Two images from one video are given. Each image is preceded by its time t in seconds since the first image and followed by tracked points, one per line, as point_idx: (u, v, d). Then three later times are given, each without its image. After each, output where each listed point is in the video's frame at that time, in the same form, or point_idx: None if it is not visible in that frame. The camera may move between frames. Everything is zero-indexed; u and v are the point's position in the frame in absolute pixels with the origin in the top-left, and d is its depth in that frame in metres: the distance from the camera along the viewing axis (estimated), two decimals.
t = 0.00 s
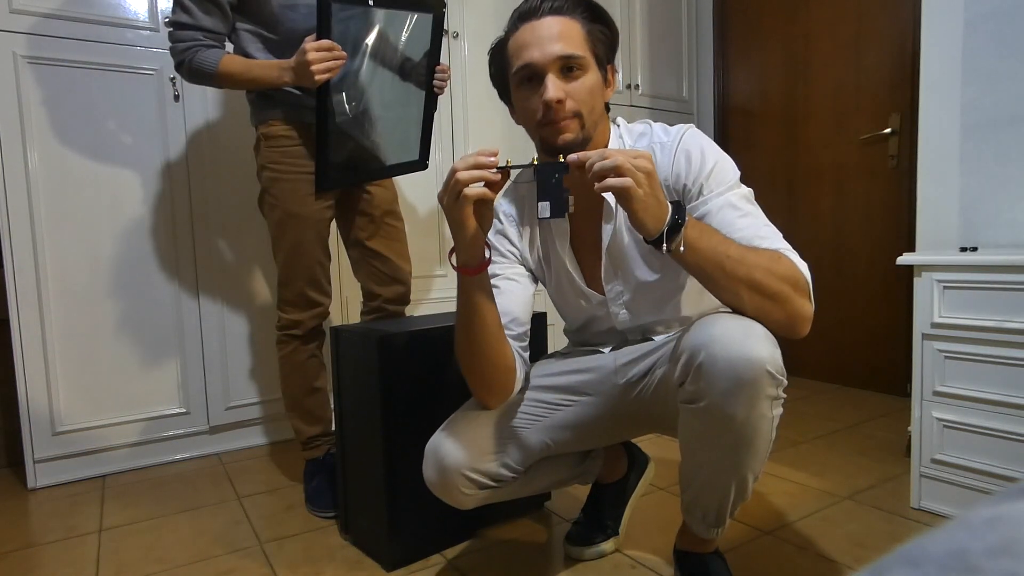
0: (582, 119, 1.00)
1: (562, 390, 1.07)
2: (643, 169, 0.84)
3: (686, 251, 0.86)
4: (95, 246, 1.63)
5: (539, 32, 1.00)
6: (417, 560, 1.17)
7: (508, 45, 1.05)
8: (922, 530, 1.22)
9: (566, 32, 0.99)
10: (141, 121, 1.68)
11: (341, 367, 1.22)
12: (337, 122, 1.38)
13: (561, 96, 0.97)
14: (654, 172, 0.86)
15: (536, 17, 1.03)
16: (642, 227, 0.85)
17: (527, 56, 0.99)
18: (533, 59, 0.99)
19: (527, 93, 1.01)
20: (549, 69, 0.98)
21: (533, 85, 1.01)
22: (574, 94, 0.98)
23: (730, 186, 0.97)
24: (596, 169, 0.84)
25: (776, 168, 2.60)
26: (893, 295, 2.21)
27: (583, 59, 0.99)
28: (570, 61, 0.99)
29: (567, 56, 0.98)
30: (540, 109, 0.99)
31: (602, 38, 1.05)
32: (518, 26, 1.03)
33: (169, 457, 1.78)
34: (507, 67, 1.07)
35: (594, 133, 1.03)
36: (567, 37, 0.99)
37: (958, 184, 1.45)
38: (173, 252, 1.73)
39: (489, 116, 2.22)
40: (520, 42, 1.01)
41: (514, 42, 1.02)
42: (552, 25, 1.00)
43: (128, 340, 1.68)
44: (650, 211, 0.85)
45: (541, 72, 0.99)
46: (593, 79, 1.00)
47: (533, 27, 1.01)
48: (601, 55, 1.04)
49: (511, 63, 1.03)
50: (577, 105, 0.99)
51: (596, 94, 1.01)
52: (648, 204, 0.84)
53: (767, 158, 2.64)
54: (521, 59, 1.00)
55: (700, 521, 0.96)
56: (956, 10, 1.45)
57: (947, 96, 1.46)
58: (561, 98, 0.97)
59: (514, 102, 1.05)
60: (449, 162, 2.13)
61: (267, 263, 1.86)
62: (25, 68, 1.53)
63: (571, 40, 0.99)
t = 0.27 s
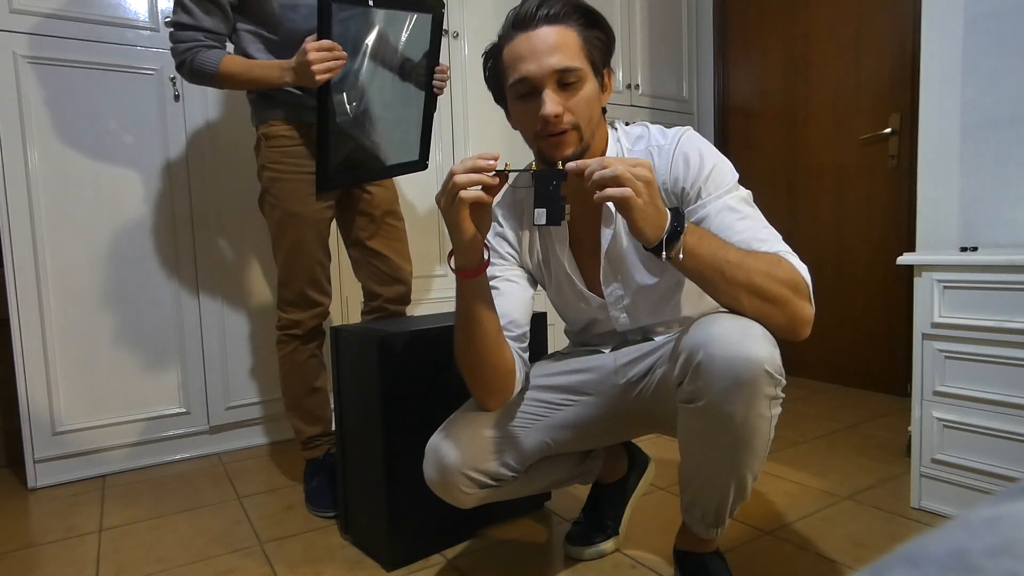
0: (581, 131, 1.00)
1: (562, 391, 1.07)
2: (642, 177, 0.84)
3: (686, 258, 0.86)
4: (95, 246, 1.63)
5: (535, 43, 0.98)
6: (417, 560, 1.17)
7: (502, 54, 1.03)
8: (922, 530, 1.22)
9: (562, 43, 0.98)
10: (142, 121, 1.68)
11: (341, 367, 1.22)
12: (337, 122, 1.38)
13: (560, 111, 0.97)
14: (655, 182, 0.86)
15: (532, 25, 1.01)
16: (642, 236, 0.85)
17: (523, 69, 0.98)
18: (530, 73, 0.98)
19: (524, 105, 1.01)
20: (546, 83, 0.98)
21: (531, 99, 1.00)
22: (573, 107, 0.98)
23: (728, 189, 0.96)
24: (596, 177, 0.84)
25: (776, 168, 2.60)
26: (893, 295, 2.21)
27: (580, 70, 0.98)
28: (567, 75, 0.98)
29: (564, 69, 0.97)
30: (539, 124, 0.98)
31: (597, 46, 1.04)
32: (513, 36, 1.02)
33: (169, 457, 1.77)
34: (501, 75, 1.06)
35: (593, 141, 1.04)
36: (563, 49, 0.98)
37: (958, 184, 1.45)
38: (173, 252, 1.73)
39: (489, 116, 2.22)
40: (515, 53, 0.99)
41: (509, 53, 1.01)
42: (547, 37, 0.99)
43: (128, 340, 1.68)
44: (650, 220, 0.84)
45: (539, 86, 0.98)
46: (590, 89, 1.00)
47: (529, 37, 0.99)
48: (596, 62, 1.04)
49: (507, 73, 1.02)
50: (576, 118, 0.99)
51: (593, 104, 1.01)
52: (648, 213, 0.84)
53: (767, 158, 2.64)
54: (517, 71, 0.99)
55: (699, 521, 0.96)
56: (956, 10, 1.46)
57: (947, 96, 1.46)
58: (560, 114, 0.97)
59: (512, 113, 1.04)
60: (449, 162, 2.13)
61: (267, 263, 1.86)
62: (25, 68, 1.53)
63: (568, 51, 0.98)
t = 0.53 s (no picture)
0: (581, 133, 1.01)
1: (563, 391, 1.07)
2: (642, 209, 0.81)
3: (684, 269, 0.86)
4: (95, 246, 1.63)
5: (536, 46, 0.98)
6: (417, 560, 1.17)
7: (503, 57, 1.03)
8: (922, 530, 1.22)
9: (563, 46, 0.98)
10: (142, 122, 1.68)
11: (341, 367, 1.22)
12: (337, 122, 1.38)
13: (561, 114, 0.97)
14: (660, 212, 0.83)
15: (533, 28, 1.01)
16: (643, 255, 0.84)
17: (524, 72, 0.98)
18: (532, 76, 0.98)
19: (525, 108, 1.01)
20: (547, 86, 0.97)
21: (532, 102, 1.00)
22: (574, 109, 0.98)
23: (728, 189, 0.96)
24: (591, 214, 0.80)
25: (776, 169, 2.60)
26: (893, 295, 2.21)
27: (581, 74, 0.98)
28: (568, 78, 0.98)
29: (565, 73, 0.97)
30: (540, 127, 0.98)
31: (598, 49, 1.04)
32: (514, 39, 1.02)
33: (169, 457, 1.77)
34: (502, 78, 1.06)
35: (593, 143, 1.04)
36: (564, 52, 0.98)
37: (958, 184, 1.45)
38: (173, 252, 1.73)
39: (489, 116, 2.22)
40: (516, 56, 0.99)
41: (510, 56, 1.01)
42: (549, 40, 0.99)
43: (128, 340, 1.68)
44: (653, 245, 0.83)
45: (540, 89, 0.98)
46: (591, 92, 1.00)
47: (530, 40, 0.99)
48: (597, 65, 1.04)
49: (508, 76, 1.02)
50: (577, 120, 0.99)
51: (594, 107, 1.01)
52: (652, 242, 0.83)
53: (767, 158, 2.64)
54: (518, 75, 0.99)
55: (699, 520, 0.96)
56: (956, 10, 1.46)
57: (947, 96, 1.46)
58: (562, 116, 0.97)
59: (512, 115, 1.04)
60: (449, 162, 2.13)
61: (267, 263, 1.86)
62: (25, 68, 1.53)
63: (569, 54, 0.98)
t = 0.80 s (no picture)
0: (580, 134, 1.00)
1: (562, 391, 1.07)
2: (651, 236, 0.81)
3: (691, 286, 0.87)
4: (95, 246, 1.63)
5: (535, 47, 0.98)
6: (417, 560, 1.17)
7: (502, 57, 1.03)
8: (922, 530, 1.22)
9: (562, 47, 0.98)
10: (141, 122, 1.68)
11: (341, 367, 1.22)
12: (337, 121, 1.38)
13: (560, 116, 0.97)
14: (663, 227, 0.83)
15: (532, 28, 1.01)
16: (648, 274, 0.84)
17: (523, 73, 0.98)
18: (530, 77, 0.98)
19: (523, 109, 1.01)
20: (546, 88, 0.98)
21: (530, 103, 1.00)
22: (572, 110, 0.98)
23: (728, 189, 0.96)
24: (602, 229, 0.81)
25: (776, 168, 2.60)
26: (893, 295, 2.21)
27: (580, 75, 0.98)
28: (567, 79, 0.98)
29: (564, 74, 0.97)
30: (538, 128, 0.98)
31: (597, 50, 1.04)
32: (512, 40, 1.02)
33: (169, 457, 1.77)
34: (501, 78, 1.06)
35: (592, 144, 1.04)
36: (563, 53, 0.98)
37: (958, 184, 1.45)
38: (173, 252, 1.73)
39: (488, 116, 2.22)
40: (515, 56, 0.99)
41: (509, 56, 1.00)
42: (548, 41, 0.99)
43: (128, 340, 1.68)
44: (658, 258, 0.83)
45: (538, 90, 0.98)
46: (590, 93, 1.00)
47: (529, 41, 0.99)
48: (596, 65, 1.04)
49: (506, 77, 1.02)
50: (576, 122, 0.99)
51: (593, 108, 1.01)
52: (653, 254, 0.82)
53: (767, 158, 2.64)
54: (517, 75, 0.99)
55: (699, 520, 0.96)
56: (956, 10, 1.46)
57: (947, 96, 1.46)
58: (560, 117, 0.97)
59: (511, 116, 1.04)
60: (449, 163, 2.13)
61: (268, 263, 1.86)
62: (25, 68, 1.53)
63: (568, 55, 0.98)
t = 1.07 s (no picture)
0: (580, 136, 1.00)
1: (561, 392, 1.07)
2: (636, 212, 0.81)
3: (676, 269, 0.86)
4: (95, 247, 1.63)
5: (533, 49, 0.98)
6: (417, 560, 1.17)
7: (500, 59, 1.03)
8: (922, 530, 1.22)
9: (560, 48, 0.98)
10: (141, 122, 1.68)
11: (341, 367, 1.22)
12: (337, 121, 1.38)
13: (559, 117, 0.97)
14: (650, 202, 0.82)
15: (530, 30, 1.01)
16: (635, 249, 0.84)
17: (521, 75, 0.98)
18: (529, 79, 0.98)
19: (522, 111, 1.01)
20: (545, 89, 0.98)
21: (529, 105, 1.00)
22: (572, 112, 0.98)
23: (725, 188, 0.96)
24: (585, 203, 0.80)
25: (776, 168, 2.60)
26: (893, 295, 2.21)
27: (578, 76, 0.98)
28: (566, 80, 0.98)
29: (563, 76, 0.97)
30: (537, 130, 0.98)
31: (595, 50, 1.05)
32: (511, 41, 1.01)
33: (169, 457, 1.77)
34: (499, 80, 1.06)
35: (591, 146, 1.04)
36: (562, 54, 0.98)
37: (958, 184, 1.45)
38: (174, 252, 1.73)
39: (488, 116, 2.22)
40: (513, 58, 0.99)
41: (507, 58, 1.01)
42: (546, 42, 0.99)
43: (128, 340, 1.68)
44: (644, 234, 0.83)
45: (537, 92, 0.98)
46: (589, 94, 1.00)
47: (527, 42, 0.99)
48: (595, 66, 1.04)
49: (505, 79, 1.02)
50: (575, 124, 0.99)
51: (592, 110, 1.01)
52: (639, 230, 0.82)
53: (767, 158, 2.64)
54: (516, 77, 0.99)
55: (698, 521, 0.96)
56: (956, 10, 1.46)
57: (947, 96, 1.46)
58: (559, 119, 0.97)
59: (509, 118, 1.04)
60: (449, 162, 2.13)
61: (268, 263, 1.86)
62: (25, 68, 1.53)
63: (566, 57, 0.98)
